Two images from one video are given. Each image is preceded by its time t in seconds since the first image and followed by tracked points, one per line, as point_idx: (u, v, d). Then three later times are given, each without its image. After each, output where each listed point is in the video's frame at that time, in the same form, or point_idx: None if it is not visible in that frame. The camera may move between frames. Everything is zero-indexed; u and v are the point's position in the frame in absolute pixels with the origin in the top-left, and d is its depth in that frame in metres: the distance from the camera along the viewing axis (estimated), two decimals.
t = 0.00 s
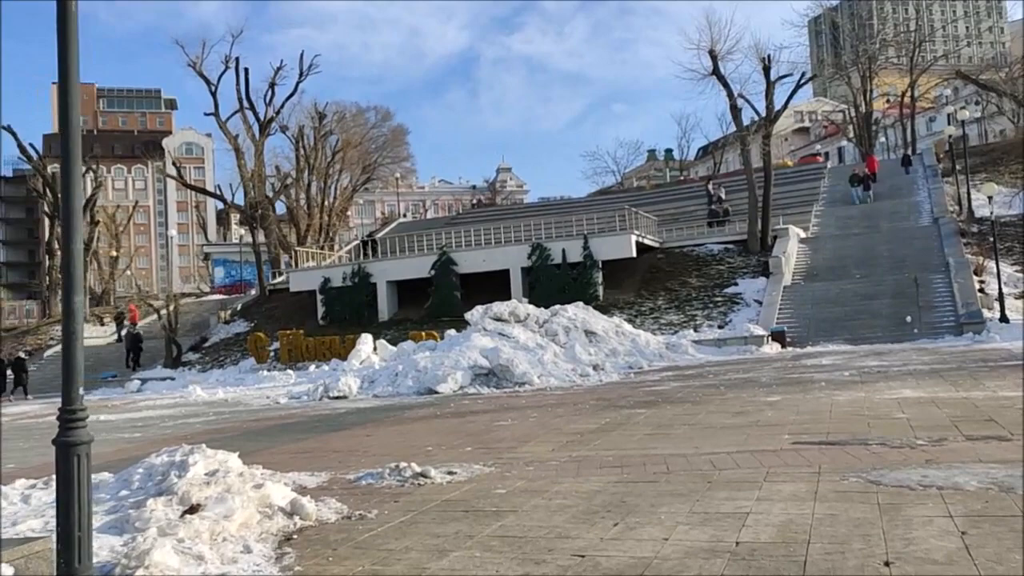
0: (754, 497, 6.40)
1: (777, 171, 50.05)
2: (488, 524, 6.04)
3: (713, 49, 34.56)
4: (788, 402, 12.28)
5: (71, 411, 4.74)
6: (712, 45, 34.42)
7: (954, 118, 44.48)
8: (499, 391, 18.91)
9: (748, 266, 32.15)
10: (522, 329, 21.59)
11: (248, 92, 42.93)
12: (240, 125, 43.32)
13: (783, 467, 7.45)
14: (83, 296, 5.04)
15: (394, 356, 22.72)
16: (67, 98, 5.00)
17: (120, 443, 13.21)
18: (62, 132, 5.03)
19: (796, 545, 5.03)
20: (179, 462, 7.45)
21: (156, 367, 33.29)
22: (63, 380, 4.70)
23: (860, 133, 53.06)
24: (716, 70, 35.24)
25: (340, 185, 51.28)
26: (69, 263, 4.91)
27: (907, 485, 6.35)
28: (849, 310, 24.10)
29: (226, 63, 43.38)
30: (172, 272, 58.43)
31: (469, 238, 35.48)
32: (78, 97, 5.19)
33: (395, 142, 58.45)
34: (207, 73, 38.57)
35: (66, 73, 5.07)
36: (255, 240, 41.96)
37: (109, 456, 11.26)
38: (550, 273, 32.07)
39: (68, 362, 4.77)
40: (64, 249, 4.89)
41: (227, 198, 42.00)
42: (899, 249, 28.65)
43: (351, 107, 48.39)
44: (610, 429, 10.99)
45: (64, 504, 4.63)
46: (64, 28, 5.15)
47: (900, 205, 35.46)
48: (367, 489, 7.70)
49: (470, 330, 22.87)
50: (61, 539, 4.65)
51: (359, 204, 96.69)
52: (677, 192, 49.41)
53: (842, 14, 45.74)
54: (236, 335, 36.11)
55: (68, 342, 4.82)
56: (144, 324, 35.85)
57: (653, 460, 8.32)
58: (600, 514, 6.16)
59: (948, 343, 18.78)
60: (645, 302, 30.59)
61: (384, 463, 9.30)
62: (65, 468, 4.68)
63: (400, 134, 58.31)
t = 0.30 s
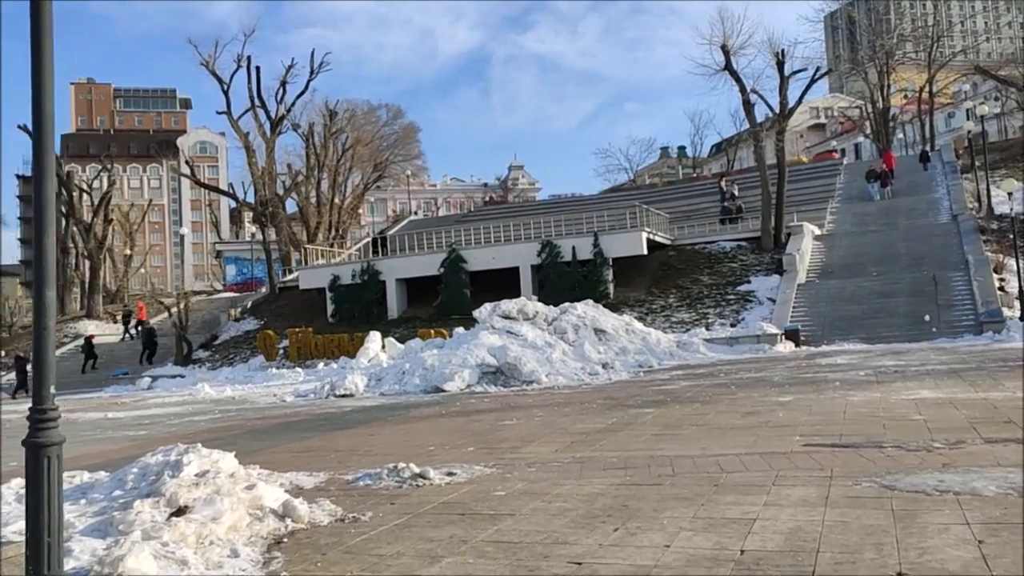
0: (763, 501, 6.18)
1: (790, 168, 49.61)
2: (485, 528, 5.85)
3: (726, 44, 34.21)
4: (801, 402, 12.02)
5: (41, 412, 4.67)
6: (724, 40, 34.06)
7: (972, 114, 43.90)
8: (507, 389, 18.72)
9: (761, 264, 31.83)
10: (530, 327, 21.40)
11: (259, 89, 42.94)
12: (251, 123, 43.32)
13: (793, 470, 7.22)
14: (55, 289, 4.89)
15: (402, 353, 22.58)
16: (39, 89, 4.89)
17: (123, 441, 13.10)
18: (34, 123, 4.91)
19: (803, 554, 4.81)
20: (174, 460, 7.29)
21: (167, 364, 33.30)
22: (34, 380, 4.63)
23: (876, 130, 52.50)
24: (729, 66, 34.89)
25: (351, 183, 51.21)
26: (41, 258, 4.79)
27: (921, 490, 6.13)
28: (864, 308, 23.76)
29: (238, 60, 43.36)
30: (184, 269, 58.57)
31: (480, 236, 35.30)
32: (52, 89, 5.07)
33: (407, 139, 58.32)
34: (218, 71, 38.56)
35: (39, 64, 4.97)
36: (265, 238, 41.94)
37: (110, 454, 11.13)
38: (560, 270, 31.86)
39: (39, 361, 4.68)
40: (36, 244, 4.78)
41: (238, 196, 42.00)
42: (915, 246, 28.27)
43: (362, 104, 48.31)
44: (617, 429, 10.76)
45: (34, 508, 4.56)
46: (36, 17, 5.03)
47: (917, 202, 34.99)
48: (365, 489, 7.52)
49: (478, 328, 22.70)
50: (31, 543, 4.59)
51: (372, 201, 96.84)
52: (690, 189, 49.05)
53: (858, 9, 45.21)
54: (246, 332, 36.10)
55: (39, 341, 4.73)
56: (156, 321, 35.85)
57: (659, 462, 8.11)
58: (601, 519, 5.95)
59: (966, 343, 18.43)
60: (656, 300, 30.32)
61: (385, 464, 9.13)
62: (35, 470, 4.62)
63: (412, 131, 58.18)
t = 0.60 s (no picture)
0: (771, 512, 5.96)
1: (804, 170, 49.18)
2: (481, 540, 5.66)
3: (738, 45, 33.93)
4: (812, 407, 11.77)
5: (7, 426, 4.58)
6: (737, 40, 33.77)
7: (988, 114, 43.38)
8: (516, 394, 18.50)
9: (774, 266, 31.51)
10: (540, 331, 21.20)
11: (270, 92, 43.00)
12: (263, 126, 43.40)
13: (802, 479, 7.00)
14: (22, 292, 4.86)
15: (411, 357, 22.42)
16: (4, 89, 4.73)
17: (127, 446, 12.98)
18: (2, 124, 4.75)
19: (810, 569, 4.60)
20: (169, 468, 7.12)
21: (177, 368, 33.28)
22: None
23: (890, 131, 52.01)
24: (741, 66, 34.59)
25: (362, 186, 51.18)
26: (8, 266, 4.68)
27: (935, 500, 5.90)
28: (878, 310, 23.44)
29: (250, 63, 43.43)
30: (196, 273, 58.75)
31: (490, 239, 35.14)
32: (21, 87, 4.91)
33: (419, 142, 58.27)
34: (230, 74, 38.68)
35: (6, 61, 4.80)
36: (276, 240, 41.93)
37: (111, 459, 11.02)
38: (571, 273, 31.64)
39: (4, 372, 4.57)
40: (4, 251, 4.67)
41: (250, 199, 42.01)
42: (931, 248, 27.88)
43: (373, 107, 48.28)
44: (624, 435, 10.55)
45: None
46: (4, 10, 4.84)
47: (932, 203, 34.54)
48: (365, 498, 7.35)
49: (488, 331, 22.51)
50: None
51: (384, 204, 96.92)
52: (702, 192, 48.73)
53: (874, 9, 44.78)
54: (256, 336, 36.06)
55: (5, 352, 4.59)
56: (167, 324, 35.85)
57: (666, 469, 7.90)
58: (601, 530, 5.76)
59: (982, 346, 18.09)
60: (667, 303, 30.05)
61: (386, 471, 8.96)
62: None
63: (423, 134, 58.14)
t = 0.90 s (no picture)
0: (780, 520, 5.80)
1: (813, 173, 48.93)
2: (480, 548, 5.51)
3: (747, 47, 33.72)
4: (821, 412, 11.59)
5: None
6: (745, 43, 33.57)
7: (999, 116, 43.05)
8: (523, 399, 18.33)
9: (783, 270, 31.28)
10: (547, 335, 21.05)
11: (278, 97, 43.03)
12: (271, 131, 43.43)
13: (810, 485, 6.83)
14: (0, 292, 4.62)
15: (417, 362, 22.29)
16: None
17: (128, 451, 12.89)
18: None
19: None
20: (165, 474, 7.01)
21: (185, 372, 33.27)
22: None
23: (901, 134, 51.71)
24: (750, 69, 34.38)
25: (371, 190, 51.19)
26: None
27: (947, 508, 5.72)
28: (888, 314, 23.19)
29: (258, 68, 43.48)
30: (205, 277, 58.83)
31: (498, 243, 35.02)
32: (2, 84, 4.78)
33: (427, 147, 58.22)
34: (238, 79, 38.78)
35: None
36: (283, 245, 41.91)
37: (112, 464, 10.94)
38: (578, 277, 31.48)
39: None
40: None
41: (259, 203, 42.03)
42: (942, 251, 27.60)
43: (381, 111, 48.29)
44: (630, 440, 10.38)
45: None
46: None
47: (943, 206, 34.26)
48: (365, 505, 7.23)
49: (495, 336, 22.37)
50: None
51: (392, 209, 96.98)
52: (710, 195, 48.52)
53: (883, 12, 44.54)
54: (264, 340, 36.03)
55: None
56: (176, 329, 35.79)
57: (672, 476, 7.74)
58: (604, 538, 5.61)
59: (994, 350, 17.83)
60: (676, 307, 29.85)
61: (388, 477, 8.81)
62: None
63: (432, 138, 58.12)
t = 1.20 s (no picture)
0: (796, 536, 5.55)
1: (826, 177, 48.51)
2: (483, 566, 5.30)
3: (758, 50, 33.45)
4: (837, 421, 11.31)
5: None
6: (756, 46, 33.30)
7: (1015, 119, 42.59)
8: (532, 406, 18.10)
9: (796, 274, 30.95)
10: (558, 341, 20.82)
11: (288, 102, 43.04)
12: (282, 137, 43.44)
13: (828, 499, 6.57)
14: None
15: (426, 368, 22.09)
16: None
17: (132, 460, 12.73)
18: None
19: None
20: (161, 487, 6.84)
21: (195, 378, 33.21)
22: None
23: (914, 138, 51.27)
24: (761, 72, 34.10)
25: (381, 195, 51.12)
26: None
27: (972, 525, 5.47)
28: (904, 319, 22.85)
29: (268, 74, 43.51)
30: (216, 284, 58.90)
31: (508, 248, 34.81)
32: None
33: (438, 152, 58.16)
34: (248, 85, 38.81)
35: None
36: (294, 251, 41.86)
37: (116, 474, 10.80)
38: (589, 282, 31.23)
39: None
40: None
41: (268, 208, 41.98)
42: (959, 255, 27.21)
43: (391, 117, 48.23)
44: (640, 449, 10.14)
45: None
46: None
47: (958, 209, 33.85)
48: (367, 518, 7.03)
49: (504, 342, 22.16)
50: None
51: (404, 214, 97.05)
52: (722, 199, 48.20)
53: (897, 15, 44.18)
54: (274, 346, 35.96)
55: None
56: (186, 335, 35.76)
57: (684, 488, 7.50)
58: (613, 556, 5.38)
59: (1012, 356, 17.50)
60: (688, 312, 29.56)
61: (392, 488, 8.60)
62: None
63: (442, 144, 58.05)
